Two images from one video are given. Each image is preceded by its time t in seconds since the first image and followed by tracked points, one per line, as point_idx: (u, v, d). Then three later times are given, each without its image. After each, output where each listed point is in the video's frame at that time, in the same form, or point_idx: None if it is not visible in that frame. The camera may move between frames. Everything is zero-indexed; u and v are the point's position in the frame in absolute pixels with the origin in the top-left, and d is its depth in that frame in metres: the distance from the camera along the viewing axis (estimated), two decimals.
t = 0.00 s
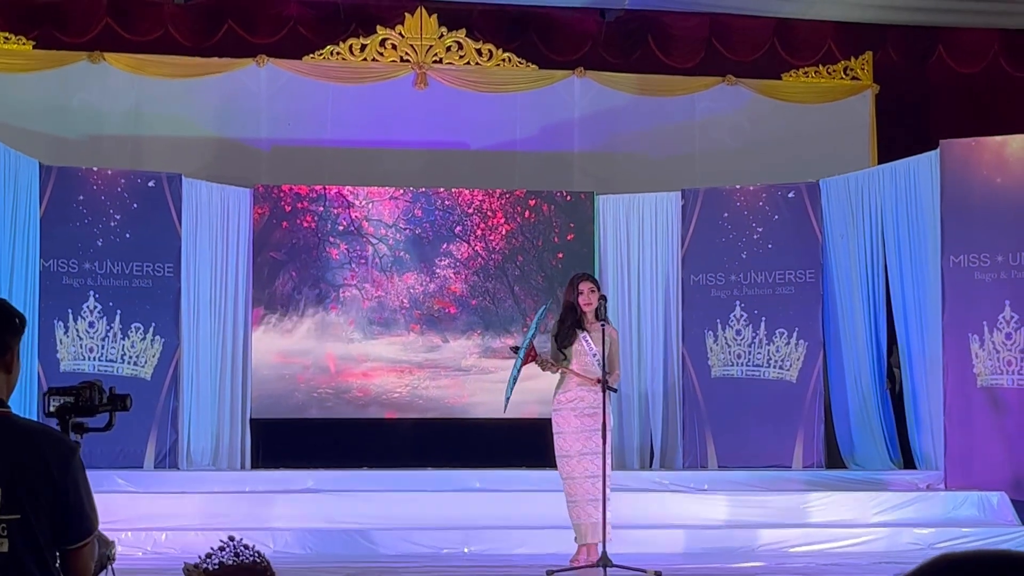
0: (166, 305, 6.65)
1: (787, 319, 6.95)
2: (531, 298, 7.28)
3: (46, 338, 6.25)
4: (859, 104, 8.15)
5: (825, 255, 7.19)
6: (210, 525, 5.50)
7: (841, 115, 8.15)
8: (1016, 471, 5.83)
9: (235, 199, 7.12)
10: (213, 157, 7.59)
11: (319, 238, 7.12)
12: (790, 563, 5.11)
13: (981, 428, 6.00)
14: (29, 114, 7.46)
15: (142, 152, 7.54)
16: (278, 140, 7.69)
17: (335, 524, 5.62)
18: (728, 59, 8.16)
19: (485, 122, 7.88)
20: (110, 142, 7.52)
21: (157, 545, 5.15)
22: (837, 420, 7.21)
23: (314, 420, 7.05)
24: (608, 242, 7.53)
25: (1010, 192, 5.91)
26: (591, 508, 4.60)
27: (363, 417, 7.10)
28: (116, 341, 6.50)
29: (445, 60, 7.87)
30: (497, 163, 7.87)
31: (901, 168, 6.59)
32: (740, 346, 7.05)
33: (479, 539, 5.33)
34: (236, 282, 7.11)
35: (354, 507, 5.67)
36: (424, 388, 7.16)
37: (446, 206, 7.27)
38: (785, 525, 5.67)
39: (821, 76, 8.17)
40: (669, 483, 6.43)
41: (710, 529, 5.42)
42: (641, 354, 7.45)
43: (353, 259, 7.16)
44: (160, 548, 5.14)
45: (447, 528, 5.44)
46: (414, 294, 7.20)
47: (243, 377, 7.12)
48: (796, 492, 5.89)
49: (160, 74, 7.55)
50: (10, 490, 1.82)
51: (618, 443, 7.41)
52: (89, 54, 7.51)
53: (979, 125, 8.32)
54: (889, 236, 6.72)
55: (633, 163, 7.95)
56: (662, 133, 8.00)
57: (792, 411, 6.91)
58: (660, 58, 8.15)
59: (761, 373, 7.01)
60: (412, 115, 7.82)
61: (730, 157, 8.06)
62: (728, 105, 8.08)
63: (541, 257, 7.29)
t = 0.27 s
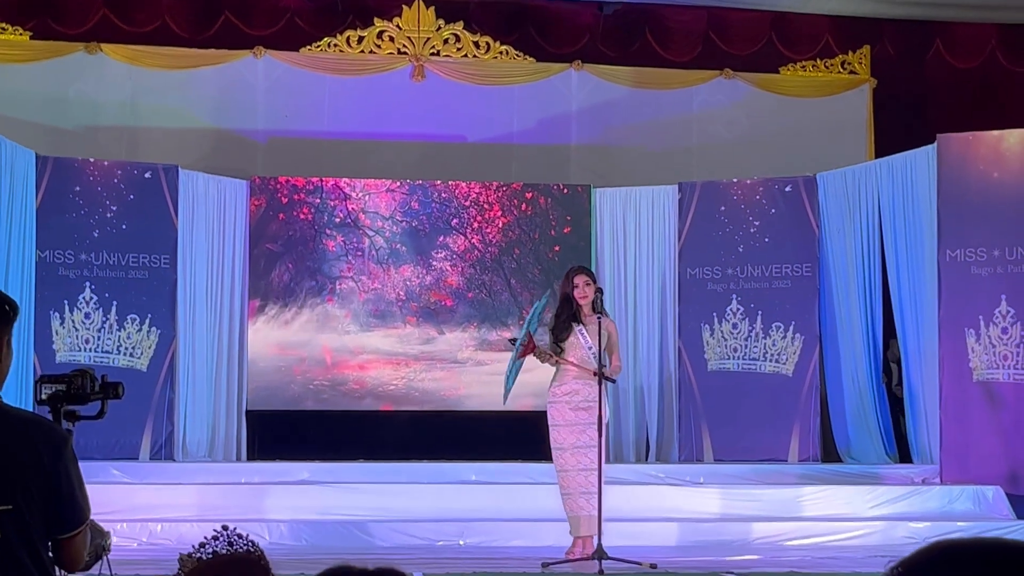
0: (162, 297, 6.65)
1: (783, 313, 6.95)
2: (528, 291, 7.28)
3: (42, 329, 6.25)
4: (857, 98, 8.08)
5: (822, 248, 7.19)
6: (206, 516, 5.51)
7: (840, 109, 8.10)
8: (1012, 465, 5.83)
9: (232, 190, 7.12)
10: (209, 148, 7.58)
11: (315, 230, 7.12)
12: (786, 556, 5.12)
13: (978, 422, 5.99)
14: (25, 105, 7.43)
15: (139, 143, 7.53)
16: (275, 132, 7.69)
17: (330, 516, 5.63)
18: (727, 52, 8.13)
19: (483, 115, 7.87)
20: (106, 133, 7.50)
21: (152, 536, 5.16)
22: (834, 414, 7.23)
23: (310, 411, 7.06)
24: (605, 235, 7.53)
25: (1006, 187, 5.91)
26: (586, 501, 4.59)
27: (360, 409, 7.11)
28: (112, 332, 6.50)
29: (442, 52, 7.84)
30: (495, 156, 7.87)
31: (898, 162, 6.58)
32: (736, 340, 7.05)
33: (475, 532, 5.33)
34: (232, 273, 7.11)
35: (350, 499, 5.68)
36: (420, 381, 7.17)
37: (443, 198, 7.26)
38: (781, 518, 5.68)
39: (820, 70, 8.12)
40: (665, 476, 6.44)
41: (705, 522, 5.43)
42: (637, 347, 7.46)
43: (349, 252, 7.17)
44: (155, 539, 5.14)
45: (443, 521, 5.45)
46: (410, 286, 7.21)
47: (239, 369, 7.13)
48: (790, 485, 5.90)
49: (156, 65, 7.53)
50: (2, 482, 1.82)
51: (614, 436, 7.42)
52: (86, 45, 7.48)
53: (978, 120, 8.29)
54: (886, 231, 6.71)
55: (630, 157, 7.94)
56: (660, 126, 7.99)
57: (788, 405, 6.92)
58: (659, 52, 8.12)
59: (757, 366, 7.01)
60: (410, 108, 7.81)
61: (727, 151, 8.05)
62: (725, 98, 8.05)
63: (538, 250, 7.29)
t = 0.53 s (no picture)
0: (159, 287, 6.65)
1: (780, 306, 6.96)
2: (525, 283, 7.29)
3: (38, 318, 6.27)
4: (855, 91, 8.08)
5: (819, 241, 7.20)
6: (202, 506, 5.53)
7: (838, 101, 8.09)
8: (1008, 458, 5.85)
9: (229, 181, 7.12)
10: (206, 139, 7.58)
11: (312, 221, 7.11)
12: (780, 548, 5.14)
13: (973, 416, 6.01)
14: (22, 94, 7.42)
15: (135, 133, 7.52)
16: (272, 123, 7.67)
17: (326, 506, 5.64)
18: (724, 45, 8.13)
19: (481, 106, 7.86)
20: (103, 123, 7.49)
21: (148, 526, 5.17)
22: (829, 406, 7.24)
23: (307, 402, 7.06)
24: (601, 227, 7.54)
25: (1003, 181, 5.93)
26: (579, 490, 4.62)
27: (356, 400, 7.12)
28: (108, 322, 6.51)
29: (441, 44, 7.83)
30: (492, 148, 7.86)
31: (895, 155, 6.59)
32: (733, 332, 7.06)
33: (470, 523, 5.35)
34: (229, 264, 7.11)
35: (346, 489, 5.70)
36: (417, 372, 7.18)
37: (440, 189, 7.26)
38: (776, 511, 5.70)
39: (816, 63, 8.12)
40: (661, 468, 6.45)
41: (700, 514, 5.45)
42: (634, 339, 7.47)
43: (346, 243, 7.16)
44: (151, 528, 5.16)
45: (438, 512, 5.47)
46: (407, 277, 7.21)
47: (236, 359, 7.14)
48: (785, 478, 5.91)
49: (153, 55, 7.51)
50: None
51: (610, 428, 7.44)
52: (83, 34, 7.47)
53: (976, 113, 8.28)
54: (882, 224, 6.72)
55: (627, 149, 7.94)
56: (658, 117, 7.99)
57: (783, 397, 6.93)
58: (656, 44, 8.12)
59: (754, 359, 7.02)
60: (407, 99, 7.79)
61: (725, 144, 8.05)
62: (723, 90, 8.03)
63: (535, 242, 7.29)
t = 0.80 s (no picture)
0: (156, 275, 6.65)
1: (777, 297, 6.96)
2: (522, 272, 7.28)
3: (34, 306, 6.28)
4: (852, 82, 8.09)
5: (816, 232, 7.19)
6: (198, 494, 5.54)
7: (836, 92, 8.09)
8: (1004, 449, 5.86)
9: (226, 170, 7.12)
10: (204, 127, 7.56)
11: (310, 210, 7.11)
12: (775, 538, 5.16)
13: (970, 407, 6.01)
14: (20, 82, 7.41)
15: (132, 121, 7.49)
16: (270, 111, 7.66)
17: (321, 495, 5.65)
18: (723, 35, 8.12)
19: (478, 95, 7.85)
20: (101, 111, 7.48)
21: (144, 514, 5.19)
22: (826, 397, 7.25)
23: (303, 391, 7.07)
24: (599, 217, 7.55)
25: (1000, 172, 5.91)
26: (578, 481, 4.64)
27: (353, 389, 7.12)
28: (105, 310, 6.52)
29: (438, 33, 7.82)
30: (490, 137, 7.85)
31: (893, 146, 6.59)
32: (729, 323, 7.06)
33: (466, 512, 5.37)
34: (226, 253, 7.12)
35: (342, 478, 5.71)
36: (414, 362, 7.19)
37: (437, 178, 7.26)
38: (771, 501, 5.72)
39: (814, 54, 8.13)
40: (657, 458, 6.47)
41: (696, 504, 5.47)
42: (630, 329, 7.49)
43: (343, 232, 7.16)
44: (147, 516, 5.18)
45: (434, 501, 5.48)
46: (404, 267, 7.21)
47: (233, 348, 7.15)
48: (781, 468, 5.93)
49: (150, 43, 7.49)
50: None
51: (606, 418, 7.46)
52: (81, 22, 7.45)
53: (975, 105, 8.28)
54: (880, 215, 6.72)
55: (625, 139, 7.93)
56: (655, 108, 7.98)
57: (780, 388, 6.94)
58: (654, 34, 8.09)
59: (750, 350, 7.03)
60: (404, 87, 7.78)
61: (723, 134, 8.03)
62: (721, 81, 8.05)
63: (532, 231, 7.29)
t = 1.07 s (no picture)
0: (153, 262, 6.65)
1: (774, 287, 6.96)
2: (519, 262, 7.28)
3: (31, 293, 6.28)
4: (851, 74, 8.04)
5: (813, 223, 7.19)
6: (194, 483, 5.54)
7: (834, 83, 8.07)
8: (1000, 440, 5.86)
9: (223, 159, 7.12)
10: (201, 115, 7.55)
11: (307, 198, 7.10)
12: (771, 529, 5.17)
13: (966, 397, 6.01)
14: (17, 69, 7.38)
15: (130, 109, 7.48)
16: (267, 99, 7.64)
17: (318, 483, 5.66)
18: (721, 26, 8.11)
19: (476, 85, 7.84)
20: (98, 99, 7.45)
21: (140, 502, 5.20)
22: (823, 388, 7.25)
23: (300, 380, 7.07)
24: (596, 207, 7.55)
25: (999, 163, 5.89)
26: (572, 470, 4.63)
27: (350, 378, 7.13)
28: (102, 298, 6.53)
29: (436, 22, 7.82)
30: (488, 126, 7.83)
31: (891, 136, 6.58)
32: (726, 313, 7.07)
33: (463, 502, 5.38)
34: (223, 241, 7.12)
35: (339, 466, 5.72)
36: (410, 351, 7.19)
37: (435, 167, 7.26)
38: (767, 492, 5.73)
39: (814, 45, 8.09)
40: (653, 448, 6.48)
41: (692, 494, 5.48)
42: (627, 319, 7.49)
43: (341, 221, 7.15)
44: (143, 504, 5.19)
45: (431, 490, 5.49)
46: (401, 256, 7.21)
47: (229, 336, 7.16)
48: (777, 459, 5.93)
49: (148, 30, 7.45)
50: None
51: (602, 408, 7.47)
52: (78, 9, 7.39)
53: (973, 97, 8.28)
54: (877, 206, 6.72)
55: (623, 129, 7.92)
56: (654, 97, 7.95)
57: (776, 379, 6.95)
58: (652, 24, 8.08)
59: (747, 340, 7.04)
60: (402, 77, 7.77)
61: (721, 125, 8.01)
62: (720, 70, 8.02)
63: (530, 221, 7.28)
